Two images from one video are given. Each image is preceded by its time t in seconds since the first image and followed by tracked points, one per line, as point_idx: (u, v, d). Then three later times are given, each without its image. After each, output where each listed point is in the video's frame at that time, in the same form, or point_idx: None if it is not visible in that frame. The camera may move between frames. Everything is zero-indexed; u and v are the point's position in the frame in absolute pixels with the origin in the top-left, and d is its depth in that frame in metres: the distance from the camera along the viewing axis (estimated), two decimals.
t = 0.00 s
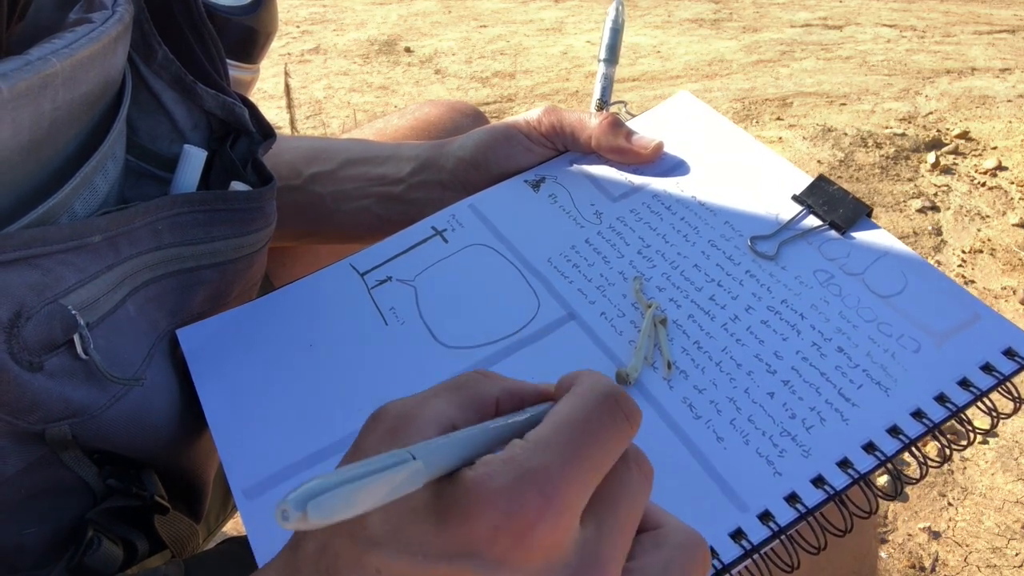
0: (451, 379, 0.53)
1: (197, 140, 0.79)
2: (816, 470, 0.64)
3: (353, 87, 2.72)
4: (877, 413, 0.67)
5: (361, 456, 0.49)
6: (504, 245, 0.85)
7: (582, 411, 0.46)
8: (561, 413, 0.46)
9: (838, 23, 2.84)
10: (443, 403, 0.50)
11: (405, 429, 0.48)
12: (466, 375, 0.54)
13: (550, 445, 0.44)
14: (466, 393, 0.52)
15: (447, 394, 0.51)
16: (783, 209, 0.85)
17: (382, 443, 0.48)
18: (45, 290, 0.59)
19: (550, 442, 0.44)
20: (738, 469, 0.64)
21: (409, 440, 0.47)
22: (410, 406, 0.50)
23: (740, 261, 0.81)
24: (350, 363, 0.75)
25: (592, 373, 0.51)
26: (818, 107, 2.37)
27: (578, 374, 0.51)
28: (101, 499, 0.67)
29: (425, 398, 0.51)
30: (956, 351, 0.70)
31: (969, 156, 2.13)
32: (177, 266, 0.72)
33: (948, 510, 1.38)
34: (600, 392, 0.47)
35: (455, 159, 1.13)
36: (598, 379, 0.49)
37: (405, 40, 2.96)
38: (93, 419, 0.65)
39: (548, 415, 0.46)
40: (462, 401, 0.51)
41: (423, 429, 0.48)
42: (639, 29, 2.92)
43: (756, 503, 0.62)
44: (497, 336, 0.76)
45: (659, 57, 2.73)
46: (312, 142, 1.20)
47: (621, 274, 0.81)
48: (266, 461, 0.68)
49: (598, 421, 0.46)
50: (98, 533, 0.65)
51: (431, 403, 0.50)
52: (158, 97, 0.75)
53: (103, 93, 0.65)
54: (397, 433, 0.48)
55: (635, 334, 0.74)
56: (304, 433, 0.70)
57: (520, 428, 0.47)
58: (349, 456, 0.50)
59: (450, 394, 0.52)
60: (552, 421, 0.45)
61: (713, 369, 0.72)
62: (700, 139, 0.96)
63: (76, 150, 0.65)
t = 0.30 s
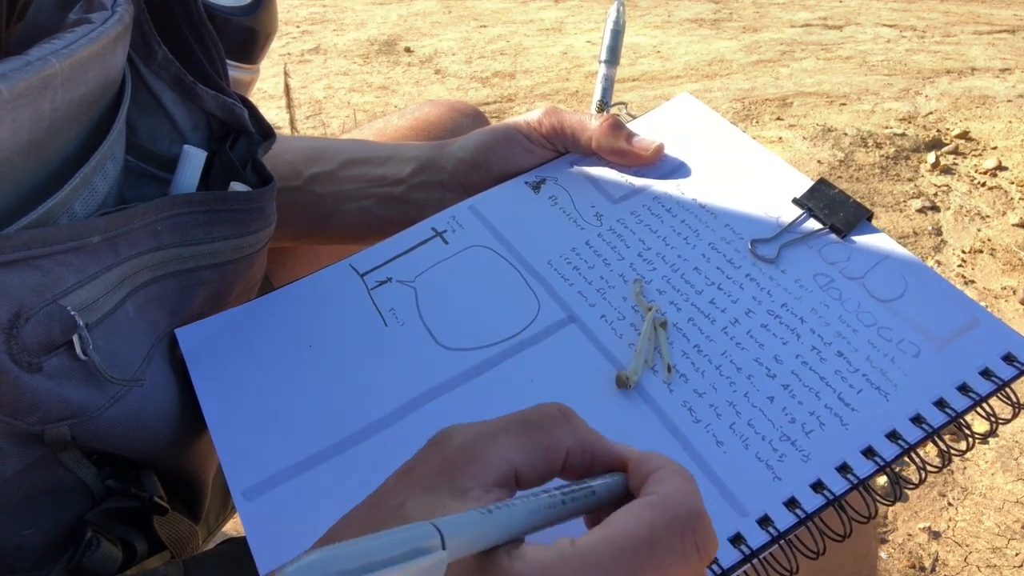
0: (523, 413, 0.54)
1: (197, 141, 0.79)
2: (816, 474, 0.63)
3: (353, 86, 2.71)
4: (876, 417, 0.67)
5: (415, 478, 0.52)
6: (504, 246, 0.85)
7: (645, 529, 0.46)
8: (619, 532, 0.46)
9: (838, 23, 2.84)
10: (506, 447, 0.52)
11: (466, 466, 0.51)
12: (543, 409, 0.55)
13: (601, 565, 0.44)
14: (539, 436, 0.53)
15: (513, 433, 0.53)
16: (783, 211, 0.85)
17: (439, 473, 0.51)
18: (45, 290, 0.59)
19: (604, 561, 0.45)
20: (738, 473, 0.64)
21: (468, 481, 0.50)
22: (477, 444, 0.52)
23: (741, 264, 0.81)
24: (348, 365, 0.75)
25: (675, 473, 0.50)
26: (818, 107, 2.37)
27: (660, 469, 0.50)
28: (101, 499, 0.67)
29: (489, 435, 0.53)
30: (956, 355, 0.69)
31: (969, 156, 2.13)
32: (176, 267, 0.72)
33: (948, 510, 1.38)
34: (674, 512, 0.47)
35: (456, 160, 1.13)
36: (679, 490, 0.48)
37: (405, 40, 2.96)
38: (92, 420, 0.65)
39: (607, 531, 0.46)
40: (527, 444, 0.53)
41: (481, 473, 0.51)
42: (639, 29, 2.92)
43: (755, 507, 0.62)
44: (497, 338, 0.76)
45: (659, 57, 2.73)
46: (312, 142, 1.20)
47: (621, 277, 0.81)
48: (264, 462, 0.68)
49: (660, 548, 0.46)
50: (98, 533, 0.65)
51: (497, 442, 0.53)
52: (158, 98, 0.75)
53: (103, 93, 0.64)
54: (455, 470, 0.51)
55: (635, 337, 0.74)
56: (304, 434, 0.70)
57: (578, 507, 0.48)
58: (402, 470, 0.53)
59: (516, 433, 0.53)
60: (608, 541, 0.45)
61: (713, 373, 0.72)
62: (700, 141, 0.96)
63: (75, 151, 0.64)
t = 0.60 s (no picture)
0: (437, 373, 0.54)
1: (198, 141, 0.79)
2: (816, 474, 0.64)
3: (353, 87, 2.72)
4: (877, 417, 0.67)
5: (359, 459, 0.50)
6: (505, 246, 0.85)
7: (572, 409, 0.46)
8: (547, 417, 0.46)
9: (838, 23, 2.85)
10: (434, 400, 0.51)
11: (398, 429, 0.49)
12: (452, 366, 0.54)
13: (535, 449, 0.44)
14: (458, 386, 0.53)
15: (436, 390, 0.52)
16: (783, 213, 0.85)
17: (377, 443, 0.49)
18: (45, 290, 0.59)
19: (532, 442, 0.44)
20: (738, 473, 0.64)
21: (405, 439, 0.48)
22: (402, 406, 0.50)
23: (741, 265, 0.81)
24: (349, 365, 0.75)
25: (581, 368, 0.51)
26: (818, 107, 2.37)
27: (567, 370, 0.52)
28: (102, 499, 0.67)
29: (415, 395, 0.51)
30: (956, 356, 0.70)
31: (969, 156, 2.13)
32: (177, 266, 0.72)
33: (948, 510, 1.38)
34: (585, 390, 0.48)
35: (457, 161, 1.13)
36: (584, 377, 0.49)
37: (405, 40, 2.96)
38: (93, 420, 0.65)
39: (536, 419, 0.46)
40: (452, 396, 0.52)
41: (416, 429, 0.49)
42: (639, 29, 2.92)
43: (755, 507, 0.62)
44: (497, 337, 0.76)
45: (659, 57, 2.73)
46: (314, 143, 1.20)
47: (622, 277, 0.81)
48: (265, 461, 0.68)
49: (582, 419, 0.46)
50: (99, 533, 0.65)
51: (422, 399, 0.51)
52: (160, 98, 0.75)
53: (105, 93, 0.65)
54: (389, 436, 0.49)
55: (635, 337, 0.75)
56: (304, 435, 0.70)
57: (514, 430, 0.49)
58: (345, 455, 0.51)
59: (439, 389, 0.52)
60: (540, 429, 0.45)
61: (713, 373, 0.72)
62: (700, 143, 0.96)
63: (77, 151, 0.65)
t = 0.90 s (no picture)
0: (526, 414, 0.55)
1: (199, 142, 0.79)
2: (816, 475, 0.64)
3: (353, 86, 2.72)
4: (877, 420, 0.67)
5: (422, 476, 0.54)
6: (505, 247, 0.85)
7: (643, 530, 0.46)
8: (615, 530, 0.46)
9: (838, 23, 2.85)
10: (508, 447, 0.53)
11: (466, 467, 0.52)
12: (544, 409, 0.55)
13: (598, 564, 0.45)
14: (539, 437, 0.54)
15: (516, 434, 0.54)
16: (783, 215, 0.85)
17: (442, 470, 0.53)
18: (47, 291, 0.59)
19: (594, 556, 0.45)
20: (738, 474, 0.64)
21: (468, 482, 0.52)
22: (477, 443, 0.54)
23: (741, 266, 0.81)
24: (349, 366, 0.75)
25: (677, 473, 0.50)
26: (818, 107, 2.37)
27: (661, 470, 0.51)
28: (102, 499, 0.67)
29: (493, 436, 0.54)
30: (956, 359, 0.70)
31: (969, 156, 2.13)
32: (178, 267, 0.72)
33: (948, 510, 1.38)
34: (672, 511, 0.47)
35: (459, 162, 1.13)
36: (676, 490, 0.48)
37: (405, 40, 2.96)
38: (94, 420, 0.65)
39: (604, 529, 0.46)
40: (530, 445, 0.53)
41: (481, 474, 0.52)
42: (639, 29, 2.92)
43: (755, 508, 0.62)
44: (498, 337, 0.76)
45: (659, 57, 2.73)
46: (314, 143, 1.20)
47: (622, 278, 0.81)
48: (265, 461, 0.68)
49: (655, 548, 0.46)
50: (99, 533, 0.65)
51: (498, 442, 0.54)
52: (161, 98, 0.75)
53: (106, 93, 0.65)
54: (456, 469, 0.53)
55: (636, 339, 0.75)
56: (305, 435, 0.70)
57: (580, 508, 0.49)
58: (408, 469, 0.55)
59: (520, 434, 0.54)
60: (603, 538, 0.46)
61: (713, 374, 0.72)
62: (701, 144, 0.96)
63: (77, 151, 0.65)
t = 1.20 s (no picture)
0: (525, 413, 0.55)
1: (198, 142, 0.79)
2: (815, 477, 0.64)
3: (353, 86, 2.72)
4: (877, 421, 0.67)
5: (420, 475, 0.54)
6: (505, 248, 0.85)
7: (644, 525, 0.46)
8: (616, 525, 0.45)
9: (838, 23, 2.84)
10: (507, 447, 0.53)
11: (465, 466, 0.52)
12: (544, 408, 0.55)
13: (598, 556, 0.44)
14: (538, 435, 0.54)
15: (515, 433, 0.54)
16: (783, 216, 0.85)
17: (441, 470, 0.53)
18: (46, 291, 0.59)
19: (595, 548, 0.45)
20: (738, 475, 0.64)
21: (467, 481, 0.51)
22: (475, 441, 0.53)
23: (741, 267, 0.81)
24: (349, 366, 0.75)
25: (680, 470, 0.49)
26: (818, 107, 2.37)
27: (664, 465, 0.50)
28: (102, 499, 0.67)
29: (492, 434, 0.54)
30: (956, 360, 0.70)
31: (969, 156, 2.13)
32: (177, 267, 0.72)
33: (948, 510, 1.38)
34: (675, 506, 0.47)
35: (459, 163, 1.13)
36: (678, 486, 0.48)
37: (404, 40, 2.96)
38: (93, 420, 0.65)
39: (604, 523, 0.46)
40: (529, 444, 0.53)
41: (480, 473, 0.52)
42: (639, 29, 2.92)
43: (755, 509, 0.62)
44: (497, 337, 0.76)
45: (659, 56, 2.73)
46: (315, 144, 1.19)
47: (622, 279, 0.81)
48: (264, 462, 0.68)
49: (657, 544, 0.46)
50: (98, 533, 0.65)
51: (497, 442, 0.53)
52: (160, 98, 0.75)
53: (105, 93, 0.65)
54: (455, 468, 0.53)
55: (636, 339, 0.75)
56: (304, 436, 0.70)
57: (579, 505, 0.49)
58: (407, 469, 0.55)
59: (518, 434, 0.54)
60: (603, 532, 0.45)
61: (713, 375, 0.72)
62: (701, 145, 0.96)
63: (76, 152, 0.64)
